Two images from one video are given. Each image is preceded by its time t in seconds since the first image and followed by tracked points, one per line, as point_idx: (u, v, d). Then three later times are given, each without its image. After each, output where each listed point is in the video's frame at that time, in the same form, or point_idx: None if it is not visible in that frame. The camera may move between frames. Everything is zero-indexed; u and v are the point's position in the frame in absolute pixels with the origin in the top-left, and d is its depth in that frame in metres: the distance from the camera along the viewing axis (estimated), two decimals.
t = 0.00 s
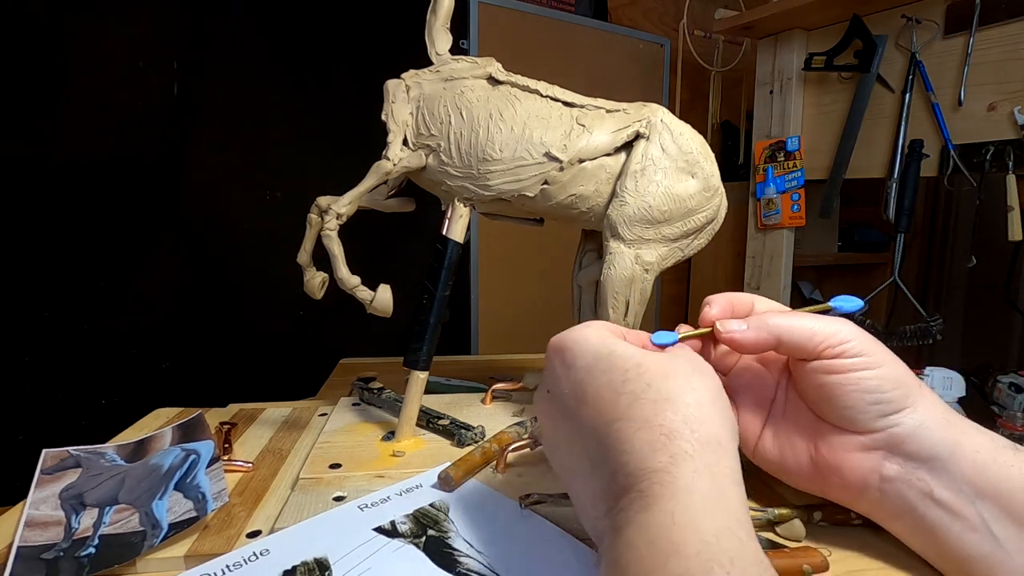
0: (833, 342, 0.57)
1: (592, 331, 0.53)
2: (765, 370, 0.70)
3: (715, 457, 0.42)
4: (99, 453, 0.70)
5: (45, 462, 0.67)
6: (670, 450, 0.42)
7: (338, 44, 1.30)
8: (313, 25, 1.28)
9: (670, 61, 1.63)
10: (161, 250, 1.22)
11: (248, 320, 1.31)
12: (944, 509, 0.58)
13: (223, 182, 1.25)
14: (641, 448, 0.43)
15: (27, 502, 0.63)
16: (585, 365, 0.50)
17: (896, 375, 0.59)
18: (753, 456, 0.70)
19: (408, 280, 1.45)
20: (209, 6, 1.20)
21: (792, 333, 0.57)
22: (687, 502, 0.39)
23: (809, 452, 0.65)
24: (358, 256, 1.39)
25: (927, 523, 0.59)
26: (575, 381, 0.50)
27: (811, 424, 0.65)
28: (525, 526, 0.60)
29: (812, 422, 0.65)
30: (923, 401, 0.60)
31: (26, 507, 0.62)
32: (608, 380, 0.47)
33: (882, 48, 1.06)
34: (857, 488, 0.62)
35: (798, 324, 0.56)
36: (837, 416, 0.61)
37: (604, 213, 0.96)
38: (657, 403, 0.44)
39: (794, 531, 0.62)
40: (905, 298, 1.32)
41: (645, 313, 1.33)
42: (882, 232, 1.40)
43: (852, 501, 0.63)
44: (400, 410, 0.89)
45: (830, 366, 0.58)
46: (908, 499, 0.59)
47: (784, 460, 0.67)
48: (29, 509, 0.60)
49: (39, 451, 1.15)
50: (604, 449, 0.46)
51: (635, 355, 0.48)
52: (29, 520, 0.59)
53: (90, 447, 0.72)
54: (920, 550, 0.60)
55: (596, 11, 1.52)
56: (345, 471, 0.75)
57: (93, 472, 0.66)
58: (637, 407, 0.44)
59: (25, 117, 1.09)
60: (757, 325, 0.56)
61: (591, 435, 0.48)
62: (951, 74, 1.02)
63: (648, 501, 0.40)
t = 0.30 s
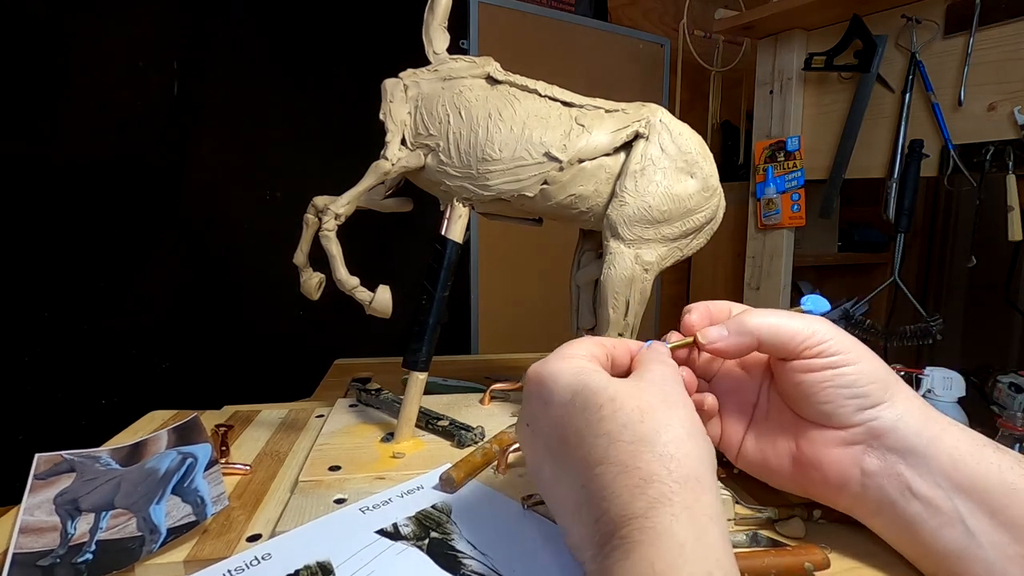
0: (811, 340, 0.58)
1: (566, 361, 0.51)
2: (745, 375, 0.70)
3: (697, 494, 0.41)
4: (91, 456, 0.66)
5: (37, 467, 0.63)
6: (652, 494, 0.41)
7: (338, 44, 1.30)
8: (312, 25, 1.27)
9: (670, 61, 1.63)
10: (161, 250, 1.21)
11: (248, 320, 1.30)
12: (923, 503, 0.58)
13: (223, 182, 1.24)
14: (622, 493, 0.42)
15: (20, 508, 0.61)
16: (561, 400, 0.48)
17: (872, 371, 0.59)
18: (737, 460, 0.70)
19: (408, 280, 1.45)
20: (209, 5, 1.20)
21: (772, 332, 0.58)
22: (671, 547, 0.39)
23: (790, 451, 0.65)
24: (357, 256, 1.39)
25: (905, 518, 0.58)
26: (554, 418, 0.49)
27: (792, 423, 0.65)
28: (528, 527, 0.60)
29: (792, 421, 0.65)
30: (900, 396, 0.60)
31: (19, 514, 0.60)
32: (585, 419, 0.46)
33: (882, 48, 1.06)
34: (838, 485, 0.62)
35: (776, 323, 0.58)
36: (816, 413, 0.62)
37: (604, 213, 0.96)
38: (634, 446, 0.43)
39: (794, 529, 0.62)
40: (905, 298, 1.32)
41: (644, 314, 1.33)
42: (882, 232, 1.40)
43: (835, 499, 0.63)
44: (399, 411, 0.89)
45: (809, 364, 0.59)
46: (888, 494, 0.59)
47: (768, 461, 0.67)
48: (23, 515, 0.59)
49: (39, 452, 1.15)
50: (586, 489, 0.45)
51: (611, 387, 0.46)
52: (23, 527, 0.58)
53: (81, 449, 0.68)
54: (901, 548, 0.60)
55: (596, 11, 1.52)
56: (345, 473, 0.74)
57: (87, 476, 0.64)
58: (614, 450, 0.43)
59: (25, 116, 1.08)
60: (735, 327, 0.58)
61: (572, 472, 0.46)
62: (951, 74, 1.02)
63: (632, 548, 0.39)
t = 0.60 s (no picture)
0: (818, 344, 0.59)
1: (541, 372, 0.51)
2: (751, 381, 0.69)
3: (661, 496, 0.40)
4: (92, 456, 0.66)
5: (37, 467, 0.63)
6: (613, 504, 0.40)
7: (338, 44, 1.29)
8: (312, 25, 1.27)
9: (670, 61, 1.63)
10: (161, 250, 1.21)
11: (248, 320, 1.30)
12: (932, 512, 0.57)
13: (223, 181, 1.24)
14: (587, 505, 0.41)
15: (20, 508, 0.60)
16: (535, 415, 0.49)
17: (881, 377, 0.60)
18: (740, 468, 0.68)
19: (408, 279, 1.45)
20: (209, 5, 1.20)
21: (779, 334, 0.59)
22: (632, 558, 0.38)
23: (797, 459, 0.64)
24: (358, 256, 1.39)
25: (914, 526, 0.58)
26: (532, 432, 0.49)
27: (800, 431, 0.65)
28: (528, 528, 0.60)
29: (800, 428, 0.65)
30: (908, 404, 0.60)
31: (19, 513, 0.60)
32: (554, 432, 0.46)
33: (882, 48, 1.06)
34: (846, 493, 0.61)
35: (782, 326, 0.59)
36: (825, 419, 0.62)
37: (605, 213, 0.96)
38: (595, 455, 0.42)
39: (795, 530, 0.62)
40: (905, 298, 1.32)
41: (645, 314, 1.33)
42: (882, 232, 1.40)
43: (841, 508, 0.62)
44: (400, 411, 0.89)
45: (817, 368, 0.60)
46: (897, 503, 0.59)
47: (773, 469, 0.66)
48: (23, 515, 0.58)
49: (39, 452, 1.15)
50: (562, 503, 0.45)
51: (575, 395, 0.46)
52: (23, 527, 0.57)
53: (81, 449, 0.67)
54: (906, 558, 0.59)
55: (596, 11, 1.52)
56: (345, 474, 0.74)
57: (87, 476, 0.63)
58: (578, 462, 0.43)
59: (25, 116, 1.08)
60: (744, 328, 0.59)
61: (551, 485, 0.47)
62: (951, 74, 1.02)
63: (597, 562, 0.39)
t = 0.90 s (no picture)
0: (825, 346, 0.59)
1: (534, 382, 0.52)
2: (760, 381, 0.70)
3: (650, 498, 0.39)
4: (92, 455, 0.66)
5: (37, 467, 0.63)
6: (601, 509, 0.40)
7: (338, 43, 1.29)
8: (312, 24, 1.27)
9: (670, 61, 1.63)
10: (161, 250, 1.21)
11: (248, 320, 1.30)
12: (939, 514, 0.58)
13: (223, 181, 1.24)
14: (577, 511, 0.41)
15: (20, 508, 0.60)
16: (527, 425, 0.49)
17: (888, 379, 0.60)
18: (746, 468, 0.68)
19: (408, 279, 1.45)
20: (209, 5, 1.20)
21: (785, 337, 0.59)
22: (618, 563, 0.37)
23: (803, 459, 0.64)
24: (358, 256, 1.39)
25: (922, 529, 0.58)
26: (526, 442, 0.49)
27: (806, 432, 0.65)
28: (528, 528, 0.60)
29: (807, 429, 0.65)
30: (915, 406, 0.60)
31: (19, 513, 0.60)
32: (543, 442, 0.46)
33: (882, 48, 1.06)
34: (853, 495, 0.61)
35: (789, 328, 0.59)
36: (831, 420, 0.62)
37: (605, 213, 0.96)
38: (583, 458, 0.42)
39: (796, 530, 0.62)
40: (905, 298, 1.32)
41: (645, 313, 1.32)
42: (882, 232, 1.40)
43: (847, 510, 0.62)
44: (400, 411, 0.89)
45: (822, 369, 0.60)
46: (904, 505, 0.59)
47: (779, 470, 0.66)
48: (24, 515, 0.58)
49: (39, 452, 1.15)
50: (555, 511, 0.45)
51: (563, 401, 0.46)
52: (23, 527, 0.57)
53: (81, 449, 0.67)
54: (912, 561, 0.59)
55: (596, 11, 1.52)
56: (345, 474, 0.74)
57: (87, 476, 0.63)
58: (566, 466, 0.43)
59: (25, 116, 1.08)
60: (751, 327, 0.58)
61: (544, 494, 0.47)
62: (951, 74, 1.02)
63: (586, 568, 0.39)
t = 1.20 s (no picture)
0: (825, 351, 0.59)
1: (583, 366, 0.51)
2: (762, 380, 0.70)
3: (718, 504, 0.39)
4: (92, 456, 0.66)
5: (37, 467, 0.63)
6: (669, 500, 0.39)
7: (338, 43, 1.29)
8: (312, 24, 1.27)
9: (669, 61, 1.63)
10: (161, 250, 1.21)
11: (248, 320, 1.30)
12: (943, 515, 0.57)
13: (223, 181, 1.24)
14: (636, 498, 0.40)
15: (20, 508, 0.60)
16: (574, 407, 0.48)
17: (890, 380, 0.59)
18: (748, 465, 0.69)
19: (408, 279, 1.45)
20: (209, 5, 1.19)
21: (786, 341, 0.58)
22: (687, 558, 0.36)
23: (807, 458, 0.64)
24: (358, 256, 1.39)
25: (925, 531, 0.58)
26: (566, 424, 0.48)
27: (809, 432, 0.64)
28: (529, 528, 0.60)
29: (809, 428, 0.65)
30: (919, 407, 0.59)
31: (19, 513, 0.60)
32: (599, 423, 0.45)
33: (882, 48, 1.06)
34: (857, 495, 0.61)
35: (790, 333, 0.57)
36: (834, 421, 0.61)
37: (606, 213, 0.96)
38: (653, 448, 0.41)
39: (796, 530, 0.62)
40: (905, 298, 1.32)
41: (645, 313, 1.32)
42: (882, 232, 1.40)
43: (852, 511, 0.62)
44: (401, 411, 0.89)
45: (823, 372, 0.59)
46: (908, 506, 0.59)
47: (783, 468, 0.66)
48: (23, 515, 0.58)
49: (38, 452, 1.15)
50: (596, 498, 0.43)
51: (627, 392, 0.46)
52: (22, 527, 0.57)
53: (81, 449, 0.67)
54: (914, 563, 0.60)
55: (596, 11, 1.52)
56: (345, 474, 0.74)
57: (87, 476, 0.63)
58: (629, 453, 0.42)
59: (25, 116, 1.08)
60: (753, 329, 0.57)
61: (583, 482, 0.45)
62: (951, 74, 1.02)
63: (642, 557, 0.37)
